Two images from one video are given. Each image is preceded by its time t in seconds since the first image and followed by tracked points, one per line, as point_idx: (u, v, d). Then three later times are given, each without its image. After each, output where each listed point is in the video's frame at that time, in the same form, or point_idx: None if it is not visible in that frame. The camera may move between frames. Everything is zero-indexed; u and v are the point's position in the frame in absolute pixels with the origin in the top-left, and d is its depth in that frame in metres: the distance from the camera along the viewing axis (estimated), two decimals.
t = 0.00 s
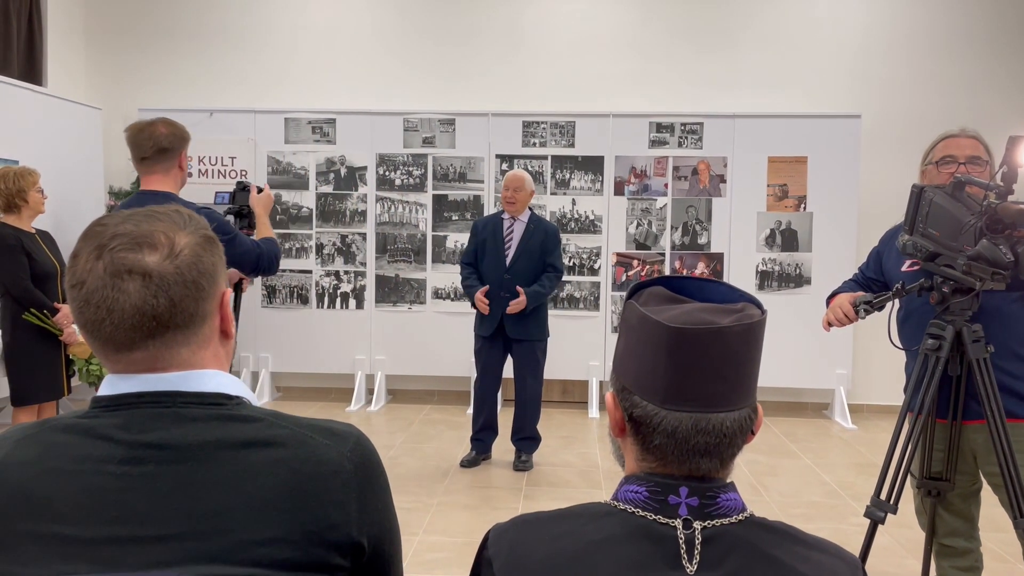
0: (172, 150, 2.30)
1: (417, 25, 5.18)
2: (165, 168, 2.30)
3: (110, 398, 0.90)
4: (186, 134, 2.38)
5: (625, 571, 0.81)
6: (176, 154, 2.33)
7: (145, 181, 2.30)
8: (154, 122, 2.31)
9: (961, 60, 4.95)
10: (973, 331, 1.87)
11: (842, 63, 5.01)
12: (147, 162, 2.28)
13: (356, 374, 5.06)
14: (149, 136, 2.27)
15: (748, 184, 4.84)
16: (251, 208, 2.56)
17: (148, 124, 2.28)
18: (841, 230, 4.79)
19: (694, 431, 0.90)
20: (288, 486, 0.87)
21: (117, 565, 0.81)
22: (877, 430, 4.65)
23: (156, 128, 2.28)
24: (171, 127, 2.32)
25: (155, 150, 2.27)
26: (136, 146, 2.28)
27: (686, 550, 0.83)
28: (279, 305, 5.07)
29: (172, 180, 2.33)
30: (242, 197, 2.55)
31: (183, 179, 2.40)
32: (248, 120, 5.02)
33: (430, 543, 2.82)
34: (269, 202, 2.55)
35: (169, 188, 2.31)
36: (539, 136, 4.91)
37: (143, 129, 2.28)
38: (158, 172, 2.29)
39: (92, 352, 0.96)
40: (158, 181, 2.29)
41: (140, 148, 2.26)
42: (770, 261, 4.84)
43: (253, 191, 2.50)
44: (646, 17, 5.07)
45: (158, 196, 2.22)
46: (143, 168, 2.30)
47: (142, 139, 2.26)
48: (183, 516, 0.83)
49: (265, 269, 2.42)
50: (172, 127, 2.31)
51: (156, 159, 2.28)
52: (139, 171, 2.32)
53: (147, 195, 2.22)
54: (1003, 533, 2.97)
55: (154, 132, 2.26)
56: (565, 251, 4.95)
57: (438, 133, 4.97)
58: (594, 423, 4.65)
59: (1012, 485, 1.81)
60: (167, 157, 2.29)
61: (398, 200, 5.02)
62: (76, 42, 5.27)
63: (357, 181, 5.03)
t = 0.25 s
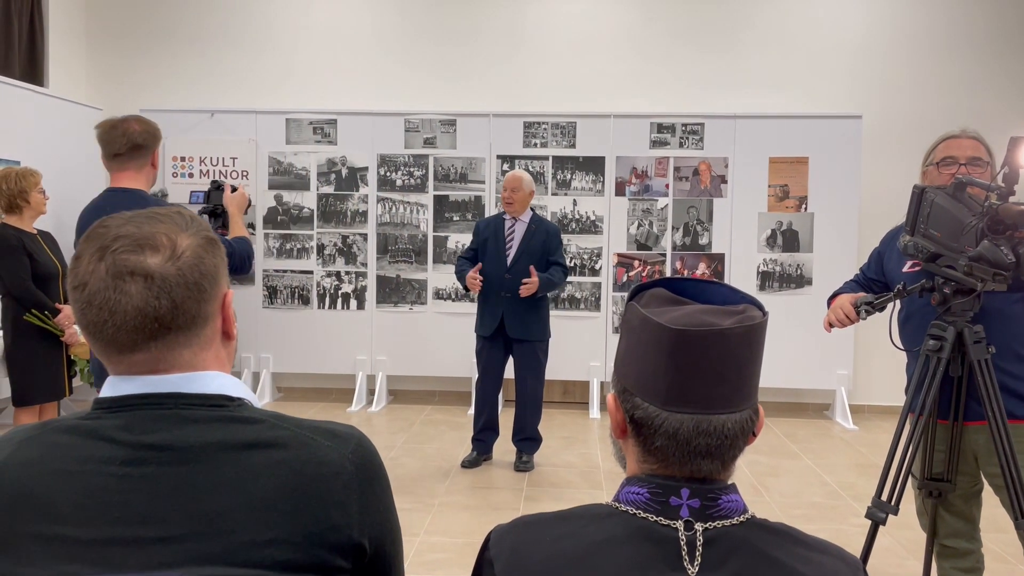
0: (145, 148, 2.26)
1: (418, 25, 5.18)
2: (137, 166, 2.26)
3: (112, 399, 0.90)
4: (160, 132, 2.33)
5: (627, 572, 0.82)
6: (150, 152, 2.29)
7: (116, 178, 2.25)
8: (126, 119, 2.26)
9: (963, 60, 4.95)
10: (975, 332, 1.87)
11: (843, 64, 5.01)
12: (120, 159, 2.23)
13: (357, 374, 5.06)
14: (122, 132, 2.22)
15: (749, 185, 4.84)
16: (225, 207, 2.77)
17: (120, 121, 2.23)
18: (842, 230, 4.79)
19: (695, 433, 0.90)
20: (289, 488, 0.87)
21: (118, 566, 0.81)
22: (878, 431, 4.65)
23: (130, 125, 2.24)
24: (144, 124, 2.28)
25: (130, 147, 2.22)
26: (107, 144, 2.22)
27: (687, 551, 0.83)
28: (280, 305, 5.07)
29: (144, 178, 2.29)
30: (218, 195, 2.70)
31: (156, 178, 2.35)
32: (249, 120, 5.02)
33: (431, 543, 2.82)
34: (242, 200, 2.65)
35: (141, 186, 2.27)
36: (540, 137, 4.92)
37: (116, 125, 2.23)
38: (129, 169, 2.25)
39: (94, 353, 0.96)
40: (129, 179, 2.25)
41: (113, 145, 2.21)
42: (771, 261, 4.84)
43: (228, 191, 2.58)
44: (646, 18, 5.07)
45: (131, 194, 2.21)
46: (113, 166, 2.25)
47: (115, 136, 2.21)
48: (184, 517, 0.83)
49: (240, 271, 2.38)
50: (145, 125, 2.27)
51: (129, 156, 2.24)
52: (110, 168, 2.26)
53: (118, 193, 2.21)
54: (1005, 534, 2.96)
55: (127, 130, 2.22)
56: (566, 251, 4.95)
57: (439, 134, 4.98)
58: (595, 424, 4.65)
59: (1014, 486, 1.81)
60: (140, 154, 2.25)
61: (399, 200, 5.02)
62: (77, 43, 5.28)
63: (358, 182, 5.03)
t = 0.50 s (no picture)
0: (115, 146, 2.25)
1: (419, 26, 5.18)
2: (108, 164, 2.25)
3: (115, 401, 0.90)
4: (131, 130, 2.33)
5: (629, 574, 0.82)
6: (121, 150, 2.28)
7: (87, 177, 2.24)
8: (95, 117, 2.26)
9: (964, 60, 4.95)
10: (976, 334, 1.86)
11: (844, 64, 5.01)
12: (90, 158, 2.22)
13: (359, 375, 5.06)
14: (92, 131, 2.21)
15: (750, 186, 4.84)
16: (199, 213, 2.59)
17: (89, 120, 2.23)
18: (844, 231, 4.79)
19: (697, 434, 0.90)
20: (293, 490, 0.87)
21: (122, 567, 0.81)
22: (879, 432, 4.65)
23: (99, 124, 2.23)
24: (114, 122, 2.27)
25: (99, 146, 2.21)
26: (77, 143, 2.22)
27: (690, 553, 0.84)
28: (281, 306, 5.07)
29: (116, 177, 2.28)
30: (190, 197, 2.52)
31: (127, 177, 2.34)
32: (251, 121, 5.03)
33: (433, 544, 2.82)
34: (216, 203, 2.48)
35: (114, 184, 2.26)
36: (541, 137, 4.92)
37: (85, 124, 2.23)
38: (100, 167, 2.23)
39: (97, 355, 0.96)
40: (100, 178, 2.24)
41: (82, 145, 2.21)
42: (772, 262, 4.84)
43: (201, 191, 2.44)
44: (648, 18, 5.07)
45: (104, 193, 2.21)
46: (83, 165, 2.24)
47: (84, 135, 2.21)
48: (187, 519, 0.83)
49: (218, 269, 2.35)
50: (115, 122, 2.27)
51: (99, 155, 2.23)
52: (80, 168, 2.25)
53: (91, 192, 2.20)
54: (1007, 535, 2.96)
55: (97, 128, 2.21)
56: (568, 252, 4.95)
57: (441, 134, 4.98)
58: (596, 425, 4.65)
59: (1015, 488, 1.81)
60: (110, 152, 2.24)
61: (400, 201, 5.02)
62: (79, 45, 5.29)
63: (359, 182, 5.03)
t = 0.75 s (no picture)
0: (88, 145, 2.24)
1: (420, 26, 5.18)
2: (82, 163, 2.24)
3: (117, 401, 0.90)
4: (107, 130, 2.33)
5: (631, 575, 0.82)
6: (95, 149, 2.27)
7: (61, 177, 2.24)
8: (68, 116, 2.26)
9: (965, 60, 4.95)
10: (978, 334, 1.86)
11: (846, 64, 5.00)
12: (63, 157, 2.22)
13: (360, 375, 5.06)
14: (64, 130, 2.22)
15: (751, 186, 4.84)
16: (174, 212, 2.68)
17: (63, 119, 2.23)
18: (845, 231, 4.79)
19: (699, 434, 0.90)
20: (295, 490, 0.87)
21: (123, 567, 0.81)
22: (880, 432, 4.65)
23: (72, 123, 2.23)
24: (87, 121, 2.27)
25: (71, 145, 2.21)
26: (50, 143, 2.22)
27: (692, 552, 0.84)
28: (282, 306, 5.07)
29: (90, 177, 2.27)
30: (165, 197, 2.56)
31: (104, 177, 2.34)
32: (252, 121, 5.03)
33: (434, 544, 2.82)
34: (194, 202, 2.54)
35: (86, 183, 2.25)
36: (542, 138, 4.92)
37: (58, 123, 2.23)
38: (73, 166, 2.23)
39: (99, 355, 0.96)
40: (73, 177, 2.23)
41: (55, 144, 2.21)
42: (773, 263, 4.84)
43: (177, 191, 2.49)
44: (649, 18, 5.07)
45: (73, 191, 2.18)
46: (58, 165, 2.24)
47: (57, 134, 2.21)
48: (189, 519, 0.83)
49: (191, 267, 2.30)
50: (88, 120, 2.27)
51: (72, 154, 2.22)
52: (55, 167, 2.25)
53: (61, 191, 2.19)
54: (1008, 535, 2.96)
55: (69, 127, 2.22)
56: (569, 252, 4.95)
57: (441, 135, 4.98)
58: (597, 425, 4.65)
59: (1016, 489, 1.81)
60: (83, 150, 2.24)
61: (401, 201, 5.02)
62: (80, 46, 5.29)
63: (360, 183, 5.03)
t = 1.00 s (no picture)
0: (46, 146, 2.27)
1: (422, 27, 5.19)
2: (39, 165, 2.28)
3: (118, 401, 0.90)
4: (68, 129, 2.35)
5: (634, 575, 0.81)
6: (54, 150, 2.30)
7: (19, 177, 2.27)
8: (27, 117, 2.28)
9: (967, 61, 4.94)
10: (980, 334, 1.86)
11: (847, 64, 5.00)
12: (21, 158, 2.26)
13: (361, 375, 5.07)
14: (22, 131, 2.24)
15: (752, 186, 4.83)
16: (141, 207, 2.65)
17: (23, 119, 2.25)
18: (846, 231, 4.78)
19: (702, 435, 0.90)
20: (296, 491, 0.87)
21: (125, 568, 0.81)
22: (882, 432, 4.64)
23: (29, 123, 2.25)
24: (46, 121, 2.29)
25: (28, 146, 2.24)
26: (8, 143, 2.25)
27: (694, 553, 0.83)
28: (283, 306, 5.07)
29: (48, 177, 2.30)
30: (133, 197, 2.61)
31: (64, 177, 2.37)
32: (253, 121, 5.03)
33: (435, 545, 2.82)
34: (162, 201, 2.54)
35: (43, 185, 2.28)
36: (544, 138, 4.92)
37: (16, 122, 2.25)
38: (31, 168, 2.27)
39: (100, 355, 0.96)
40: (31, 179, 2.27)
41: (13, 146, 2.24)
42: (774, 263, 4.84)
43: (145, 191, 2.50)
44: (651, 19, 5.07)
45: (29, 194, 2.21)
46: (17, 166, 2.27)
47: (15, 134, 2.23)
48: (190, 520, 0.83)
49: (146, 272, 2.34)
50: (47, 121, 2.28)
51: (29, 156, 2.26)
52: (14, 167, 2.29)
53: (17, 193, 2.23)
54: (1010, 536, 2.95)
55: (27, 127, 2.24)
56: (570, 253, 4.95)
57: (442, 135, 4.98)
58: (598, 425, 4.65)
59: (1018, 490, 1.81)
60: (40, 152, 2.27)
61: (402, 202, 5.02)
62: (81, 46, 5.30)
63: (361, 183, 5.03)
